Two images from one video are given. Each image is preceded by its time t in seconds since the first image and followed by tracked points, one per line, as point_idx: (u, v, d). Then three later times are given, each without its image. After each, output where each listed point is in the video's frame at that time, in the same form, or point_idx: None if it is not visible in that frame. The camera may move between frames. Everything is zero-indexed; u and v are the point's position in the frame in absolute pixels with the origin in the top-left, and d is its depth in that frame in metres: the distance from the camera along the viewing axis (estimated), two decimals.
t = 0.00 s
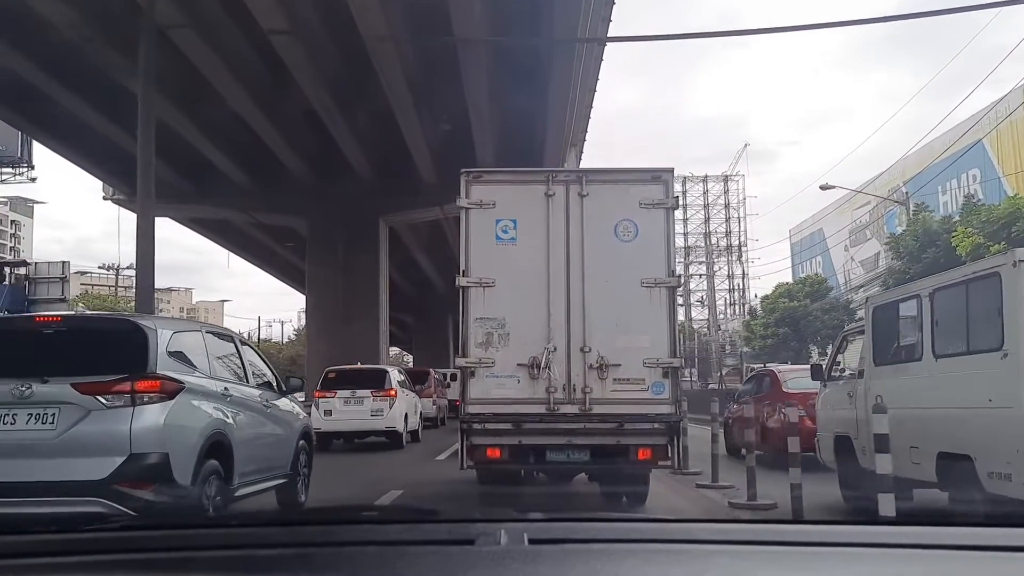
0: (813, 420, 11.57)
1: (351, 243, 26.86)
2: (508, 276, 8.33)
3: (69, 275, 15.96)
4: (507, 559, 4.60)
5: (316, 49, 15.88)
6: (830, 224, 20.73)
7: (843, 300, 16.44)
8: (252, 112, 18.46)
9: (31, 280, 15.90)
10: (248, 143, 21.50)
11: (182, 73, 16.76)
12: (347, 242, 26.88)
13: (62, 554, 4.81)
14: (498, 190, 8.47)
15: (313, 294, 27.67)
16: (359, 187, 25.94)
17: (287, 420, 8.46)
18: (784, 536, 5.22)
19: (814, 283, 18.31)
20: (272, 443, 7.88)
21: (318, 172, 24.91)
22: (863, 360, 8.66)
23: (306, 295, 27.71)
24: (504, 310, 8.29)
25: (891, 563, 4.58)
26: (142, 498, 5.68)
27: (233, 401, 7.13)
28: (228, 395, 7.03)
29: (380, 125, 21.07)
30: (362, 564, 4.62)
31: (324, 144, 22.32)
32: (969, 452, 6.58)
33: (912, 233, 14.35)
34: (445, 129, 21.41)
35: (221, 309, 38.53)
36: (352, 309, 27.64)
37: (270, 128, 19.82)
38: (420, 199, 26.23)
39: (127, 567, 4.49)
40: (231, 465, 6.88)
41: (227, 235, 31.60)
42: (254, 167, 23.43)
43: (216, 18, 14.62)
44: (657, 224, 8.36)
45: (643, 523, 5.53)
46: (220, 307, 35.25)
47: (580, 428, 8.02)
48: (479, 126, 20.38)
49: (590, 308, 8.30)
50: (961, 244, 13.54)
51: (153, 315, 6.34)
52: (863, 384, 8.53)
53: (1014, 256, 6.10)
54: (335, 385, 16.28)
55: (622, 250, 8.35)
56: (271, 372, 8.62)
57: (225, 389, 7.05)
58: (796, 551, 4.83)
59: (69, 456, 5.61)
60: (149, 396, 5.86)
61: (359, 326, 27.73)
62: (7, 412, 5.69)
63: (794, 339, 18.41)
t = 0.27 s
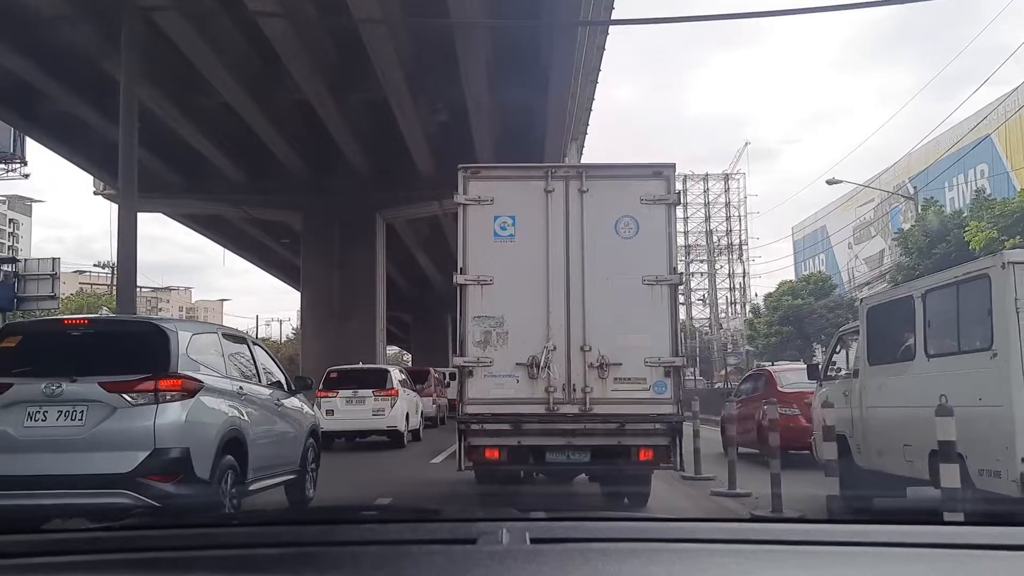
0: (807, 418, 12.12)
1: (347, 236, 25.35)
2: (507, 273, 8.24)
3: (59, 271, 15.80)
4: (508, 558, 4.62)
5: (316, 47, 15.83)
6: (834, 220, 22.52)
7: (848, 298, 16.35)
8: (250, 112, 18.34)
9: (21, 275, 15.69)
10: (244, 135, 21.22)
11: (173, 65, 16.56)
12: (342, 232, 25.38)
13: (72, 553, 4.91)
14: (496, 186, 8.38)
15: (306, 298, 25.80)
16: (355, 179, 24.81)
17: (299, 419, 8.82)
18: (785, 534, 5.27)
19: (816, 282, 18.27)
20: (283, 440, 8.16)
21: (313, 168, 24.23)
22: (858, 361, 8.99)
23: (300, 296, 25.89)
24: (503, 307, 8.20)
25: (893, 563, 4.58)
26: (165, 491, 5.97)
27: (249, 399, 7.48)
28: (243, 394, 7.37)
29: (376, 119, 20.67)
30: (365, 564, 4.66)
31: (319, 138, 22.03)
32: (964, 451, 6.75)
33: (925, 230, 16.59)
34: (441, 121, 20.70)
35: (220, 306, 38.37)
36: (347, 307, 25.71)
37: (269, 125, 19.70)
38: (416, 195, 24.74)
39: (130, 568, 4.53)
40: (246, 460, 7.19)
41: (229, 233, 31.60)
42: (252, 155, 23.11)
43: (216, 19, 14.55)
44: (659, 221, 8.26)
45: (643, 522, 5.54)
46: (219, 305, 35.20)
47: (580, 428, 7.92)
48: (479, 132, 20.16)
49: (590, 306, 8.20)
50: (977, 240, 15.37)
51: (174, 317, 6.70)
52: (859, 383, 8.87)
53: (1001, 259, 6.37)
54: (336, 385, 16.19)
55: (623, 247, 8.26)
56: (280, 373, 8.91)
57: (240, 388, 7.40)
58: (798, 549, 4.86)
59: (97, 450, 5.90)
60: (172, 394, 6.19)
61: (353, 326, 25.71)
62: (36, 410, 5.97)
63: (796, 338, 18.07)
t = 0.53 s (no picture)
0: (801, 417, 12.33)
1: (344, 234, 25.02)
2: (506, 270, 8.14)
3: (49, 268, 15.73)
4: (512, 559, 4.77)
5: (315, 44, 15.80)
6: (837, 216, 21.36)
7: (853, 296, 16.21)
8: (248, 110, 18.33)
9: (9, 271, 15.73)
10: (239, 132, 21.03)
11: (169, 60, 16.52)
12: (340, 230, 25.09)
13: (90, 554, 5.10)
14: (496, 181, 8.28)
15: (302, 295, 25.44)
16: (350, 174, 24.47)
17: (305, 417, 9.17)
18: (782, 536, 5.43)
19: (822, 278, 18.15)
20: (291, 437, 8.59)
21: (308, 163, 23.78)
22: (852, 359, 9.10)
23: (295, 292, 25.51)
24: (502, 304, 8.10)
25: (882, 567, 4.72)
26: (186, 484, 6.36)
27: (260, 397, 7.85)
28: (254, 392, 7.72)
29: (373, 113, 20.26)
30: (367, 564, 4.87)
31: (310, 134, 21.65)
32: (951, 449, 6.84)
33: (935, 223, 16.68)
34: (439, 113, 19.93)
35: (219, 304, 38.16)
36: (344, 304, 25.35)
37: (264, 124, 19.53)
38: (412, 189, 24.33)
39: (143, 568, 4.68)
40: (259, 456, 7.61)
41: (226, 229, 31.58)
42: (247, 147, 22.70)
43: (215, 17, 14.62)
44: (662, 216, 8.16)
45: (644, 523, 5.63)
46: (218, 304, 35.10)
47: (581, 428, 7.81)
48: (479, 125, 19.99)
49: (591, 303, 8.10)
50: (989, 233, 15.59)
51: (192, 320, 7.04)
52: (851, 380, 8.98)
53: (992, 262, 6.56)
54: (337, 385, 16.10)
55: (625, 243, 8.16)
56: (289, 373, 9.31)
57: (252, 387, 7.76)
58: (794, 551, 5.01)
59: (121, 446, 6.26)
60: (190, 393, 6.55)
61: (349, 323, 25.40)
62: (63, 408, 6.32)
63: (801, 337, 17.89)
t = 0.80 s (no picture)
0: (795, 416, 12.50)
1: (341, 232, 24.84)
2: (505, 267, 8.05)
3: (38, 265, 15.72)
4: (512, 559, 4.71)
5: (311, 35, 15.73)
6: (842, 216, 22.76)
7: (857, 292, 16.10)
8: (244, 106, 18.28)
9: None
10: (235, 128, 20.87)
11: (166, 57, 16.36)
12: (336, 227, 24.89)
13: (91, 555, 5.07)
14: (495, 177, 8.20)
15: (297, 293, 25.11)
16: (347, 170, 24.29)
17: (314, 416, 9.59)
18: (783, 535, 5.38)
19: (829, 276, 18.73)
20: (302, 435, 9.03)
21: (303, 157, 23.64)
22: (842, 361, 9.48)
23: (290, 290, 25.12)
24: (501, 303, 8.01)
25: (884, 567, 4.66)
26: (204, 480, 6.79)
27: (271, 396, 8.27)
28: (266, 391, 8.15)
29: (371, 109, 20.13)
30: (366, 563, 4.82)
31: (306, 131, 21.61)
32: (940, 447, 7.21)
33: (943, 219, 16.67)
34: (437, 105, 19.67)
35: (218, 304, 37.97)
36: (339, 302, 25.07)
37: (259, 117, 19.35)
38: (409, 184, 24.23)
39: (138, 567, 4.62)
40: (270, 452, 8.06)
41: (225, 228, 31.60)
42: (242, 143, 22.60)
43: (211, 12, 14.58)
44: (664, 212, 8.08)
45: (646, 522, 5.58)
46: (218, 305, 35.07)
47: (581, 429, 7.74)
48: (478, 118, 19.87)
49: (592, 300, 8.01)
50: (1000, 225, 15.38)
51: (207, 323, 7.45)
52: (843, 381, 9.35)
53: (972, 267, 6.95)
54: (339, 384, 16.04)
55: (627, 240, 8.07)
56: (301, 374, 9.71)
57: (264, 387, 8.18)
58: (796, 551, 4.97)
59: (141, 442, 6.73)
60: (206, 393, 6.97)
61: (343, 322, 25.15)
62: (87, 406, 6.81)
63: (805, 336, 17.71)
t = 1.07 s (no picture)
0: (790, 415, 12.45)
1: (336, 228, 24.82)
2: (504, 264, 7.97)
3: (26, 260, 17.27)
4: (512, 558, 4.63)
5: (305, 28, 15.65)
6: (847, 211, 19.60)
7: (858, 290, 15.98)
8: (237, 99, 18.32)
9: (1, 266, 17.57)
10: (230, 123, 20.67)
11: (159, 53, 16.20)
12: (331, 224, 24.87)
13: (90, 556, 5.01)
14: (494, 173, 8.10)
15: (291, 290, 24.93)
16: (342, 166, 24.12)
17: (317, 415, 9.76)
18: (787, 535, 5.30)
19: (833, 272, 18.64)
20: (307, 433, 9.25)
21: (299, 154, 23.52)
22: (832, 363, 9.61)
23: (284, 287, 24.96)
24: (500, 301, 7.92)
25: (890, 569, 4.57)
26: (222, 476, 7.02)
27: (280, 396, 8.48)
28: (275, 391, 8.36)
29: (366, 103, 20.02)
30: (367, 563, 4.75)
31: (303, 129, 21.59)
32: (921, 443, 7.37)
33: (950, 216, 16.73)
34: (435, 96, 19.54)
35: (218, 305, 37.84)
36: (334, 299, 24.96)
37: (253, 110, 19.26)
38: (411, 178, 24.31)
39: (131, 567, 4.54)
40: (280, 451, 8.29)
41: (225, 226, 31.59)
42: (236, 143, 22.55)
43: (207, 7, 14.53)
44: (666, 208, 8.00)
45: (649, 522, 5.51)
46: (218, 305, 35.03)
47: (582, 430, 7.65)
48: (477, 110, 19.73)
49: (593, 298, 7.92)
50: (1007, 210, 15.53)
51: (221, 325, 7.65)
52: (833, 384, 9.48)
53: (955, 270, 7.12)
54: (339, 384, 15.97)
55: (629, 237, 7.99)
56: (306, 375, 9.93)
57: (274, 388, 8.39)
58: (799, 551, 4.89)
59: (161, 440, 6.90)
60: (221, 392, 7.18)
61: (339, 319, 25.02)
62: (107, 406, 6.95)
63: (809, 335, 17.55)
